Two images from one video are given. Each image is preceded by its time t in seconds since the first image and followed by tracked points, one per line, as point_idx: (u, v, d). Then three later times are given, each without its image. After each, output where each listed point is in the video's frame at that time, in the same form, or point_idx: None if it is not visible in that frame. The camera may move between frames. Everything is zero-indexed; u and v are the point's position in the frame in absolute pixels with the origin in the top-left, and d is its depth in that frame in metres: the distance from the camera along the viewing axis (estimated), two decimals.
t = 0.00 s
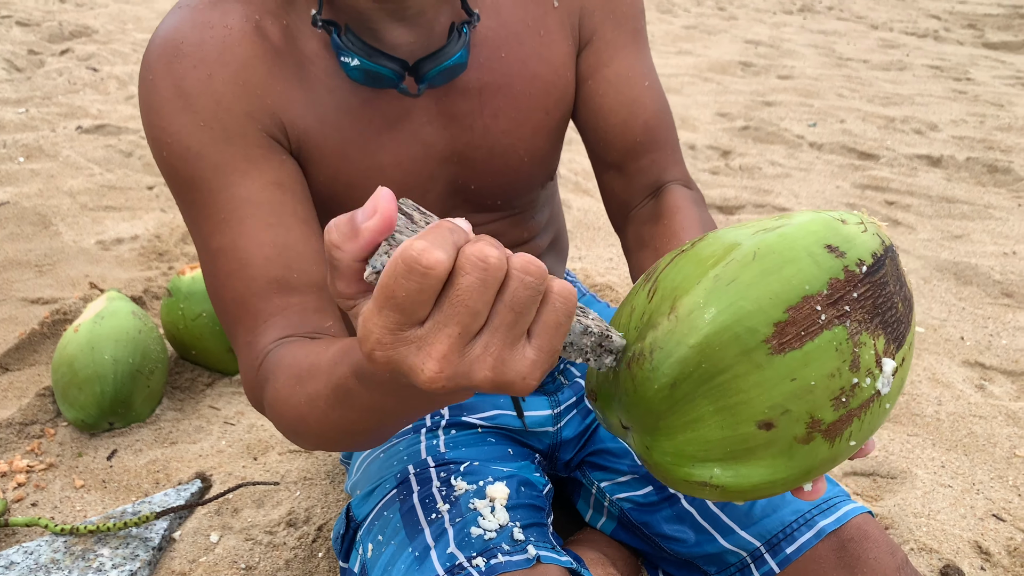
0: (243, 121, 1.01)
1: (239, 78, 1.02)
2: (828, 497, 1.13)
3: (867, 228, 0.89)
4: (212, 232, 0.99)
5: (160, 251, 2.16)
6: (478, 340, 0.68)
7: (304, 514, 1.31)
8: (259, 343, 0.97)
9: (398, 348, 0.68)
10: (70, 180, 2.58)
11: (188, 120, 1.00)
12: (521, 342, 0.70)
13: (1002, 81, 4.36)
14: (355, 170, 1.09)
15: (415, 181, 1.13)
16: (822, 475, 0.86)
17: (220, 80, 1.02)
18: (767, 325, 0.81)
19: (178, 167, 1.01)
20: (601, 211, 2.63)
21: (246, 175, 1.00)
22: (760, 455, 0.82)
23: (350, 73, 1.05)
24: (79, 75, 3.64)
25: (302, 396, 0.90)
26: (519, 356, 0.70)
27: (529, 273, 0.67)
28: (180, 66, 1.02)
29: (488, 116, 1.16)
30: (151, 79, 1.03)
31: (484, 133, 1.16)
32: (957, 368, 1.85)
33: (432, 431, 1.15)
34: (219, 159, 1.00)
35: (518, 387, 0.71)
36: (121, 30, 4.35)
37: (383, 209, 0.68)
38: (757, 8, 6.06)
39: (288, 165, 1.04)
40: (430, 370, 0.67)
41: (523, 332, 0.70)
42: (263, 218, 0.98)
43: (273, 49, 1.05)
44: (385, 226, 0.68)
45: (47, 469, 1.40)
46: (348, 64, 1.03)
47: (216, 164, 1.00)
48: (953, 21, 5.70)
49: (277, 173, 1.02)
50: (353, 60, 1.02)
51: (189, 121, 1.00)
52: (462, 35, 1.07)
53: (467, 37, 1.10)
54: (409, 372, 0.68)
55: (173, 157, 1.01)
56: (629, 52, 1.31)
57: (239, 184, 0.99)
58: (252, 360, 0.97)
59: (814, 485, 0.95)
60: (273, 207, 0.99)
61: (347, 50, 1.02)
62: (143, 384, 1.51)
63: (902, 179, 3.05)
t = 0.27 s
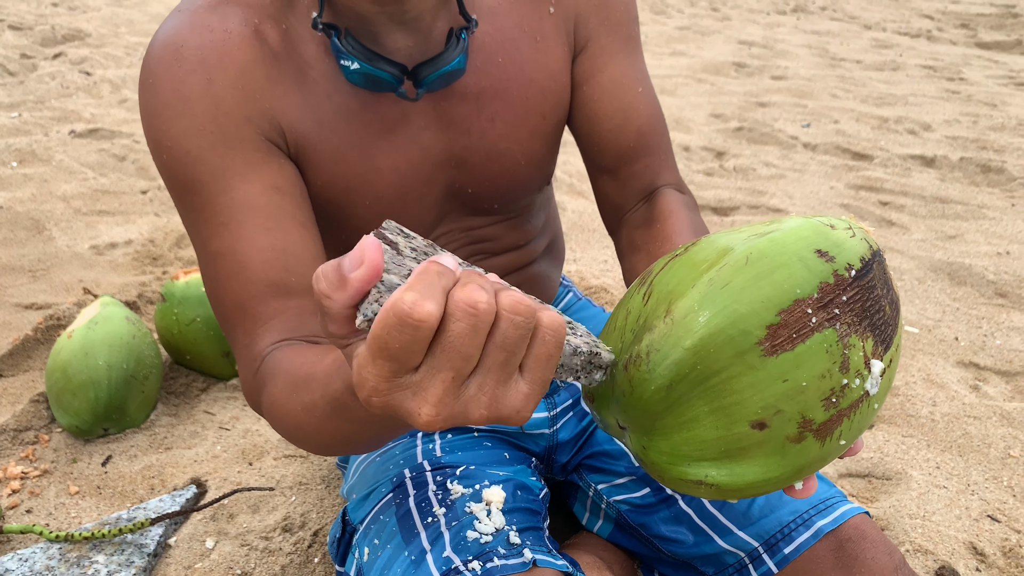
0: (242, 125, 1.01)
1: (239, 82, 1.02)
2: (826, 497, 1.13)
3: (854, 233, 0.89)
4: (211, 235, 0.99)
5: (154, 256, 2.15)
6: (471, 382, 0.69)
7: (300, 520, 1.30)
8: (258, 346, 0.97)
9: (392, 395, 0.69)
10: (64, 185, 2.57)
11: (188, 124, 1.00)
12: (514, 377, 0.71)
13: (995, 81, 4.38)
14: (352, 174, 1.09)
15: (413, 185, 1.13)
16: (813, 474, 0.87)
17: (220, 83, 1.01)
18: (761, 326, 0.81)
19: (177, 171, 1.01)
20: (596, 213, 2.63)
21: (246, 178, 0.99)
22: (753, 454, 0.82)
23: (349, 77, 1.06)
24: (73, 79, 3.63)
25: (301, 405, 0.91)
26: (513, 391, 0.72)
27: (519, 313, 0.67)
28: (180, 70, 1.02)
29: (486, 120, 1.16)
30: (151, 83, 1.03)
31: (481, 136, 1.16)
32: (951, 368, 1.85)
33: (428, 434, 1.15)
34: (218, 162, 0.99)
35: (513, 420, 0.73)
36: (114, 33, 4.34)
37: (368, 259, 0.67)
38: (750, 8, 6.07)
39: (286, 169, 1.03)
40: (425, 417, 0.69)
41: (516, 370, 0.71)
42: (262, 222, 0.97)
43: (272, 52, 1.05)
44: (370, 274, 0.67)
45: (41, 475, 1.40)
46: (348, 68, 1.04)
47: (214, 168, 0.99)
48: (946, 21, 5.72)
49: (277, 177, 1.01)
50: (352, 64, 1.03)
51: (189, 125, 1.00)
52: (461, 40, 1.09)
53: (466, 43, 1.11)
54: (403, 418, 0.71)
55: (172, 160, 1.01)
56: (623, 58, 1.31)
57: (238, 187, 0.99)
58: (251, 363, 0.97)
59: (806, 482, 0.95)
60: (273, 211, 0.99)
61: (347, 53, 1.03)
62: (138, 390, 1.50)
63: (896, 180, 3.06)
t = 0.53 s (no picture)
0: (245, 131, 1.00)
1: (239, 89, 1.01)
2: (818, 501, 1.13)
3: (865, 235, 0.89)
4: (215, 244, 0.98)
5: (144, 262, 2.14)
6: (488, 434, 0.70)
7: (290, 528, 1.29)
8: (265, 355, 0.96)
9: (413, 457, 0.71)
10: (53, 191, 2.55)
11: (190, 132, 0.99)
12: (531, 418, 0.71)
13: (986, 84, 4.40)
14: (351, 180, 1.08)
15: (411, 189, 1.12)
16: (817, 469, 0.86)
17: (221, 91, 1.00)
18: (776, 318, 0.81)
19: (179, 180, 1.00)
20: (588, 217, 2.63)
21: (249, 185, 0.98)
22: (763, 445, 0.82)
23: (348, 84, 1.05)
24: (62, 84, 3.61)
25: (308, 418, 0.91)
26: (531, 432, 0.72)
27: (529, 360, 0.65)
28: (179, 77, 1.01)
29: (483, 126, 1.16)
30: (151, 91, 1.02)
31: (477, 142, 1.16)
32: (944, 371, 1.85)
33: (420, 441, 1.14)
34: (221, 170, 0.98)
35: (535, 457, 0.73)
36: (104, 38, 4.32)
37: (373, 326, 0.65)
38: (742, 12, 6.10)
39: (289, 176, 1.02)
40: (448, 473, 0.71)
41: (531, 411, 0.70)
42: (266, 229, 0.97)
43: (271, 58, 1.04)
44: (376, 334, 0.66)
45: (29, 485, 1.38)
46: (348, 74, 1.03)
47: (218, 176, 0.98)
48: (936, 24, 5.75)
49: (281, 184, 1.00)
50: (353, 70, 1.02)
51: (191, 133, 0.99)
52: (460, 48, 1.09)
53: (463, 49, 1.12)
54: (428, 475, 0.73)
55: (174, 168, 1.00)
56: (616, 64, 1.31)
57: (242, 195, 0.98)
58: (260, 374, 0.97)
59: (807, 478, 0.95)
60: (278, 219, 0.98)
61: (347, 59, 1.02)
62: (127, 398, 1.49)
63: (887, 183, 3.07)
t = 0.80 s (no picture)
0: (237, 138, 1.00)
1: (232, 96, 1.01)
2: (801, 508, 1.14)
3: (853, 251, 0.91)
4: (205, 250, 0.98)
5: (127, 269, 2.13)
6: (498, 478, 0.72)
7: (273, 537, 1.29)
8: (255, 362, 0.96)
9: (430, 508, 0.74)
10: (35, 197, 2.54)
11: (182, 138, 0.99)
12: (536, 457, 0.73)
13: (966, 93, 4.47)
14: (340, 189, 1.09)
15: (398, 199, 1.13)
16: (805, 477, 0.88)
17: (214, 98, 1.01)
18: (768, 328, 0.82)
19: (170, 184, 1.00)
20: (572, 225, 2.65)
21: (241, 192, 0.99)
22: (752, 451, 0.83)
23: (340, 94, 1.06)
24: (45, 89, 3.59)
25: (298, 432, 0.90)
26: (537, 468, 0.74)
27: (531, 407, 0.66)
28: (172, 83, 1.01)
29: (470, 137, 1.17)
30: (143, 95, 1.01)
31: (464, 152, 1.17)
32: (924, 380, 1.88)
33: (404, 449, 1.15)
34: (212, 176, 0.99)
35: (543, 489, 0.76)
36: (88, 43, 4.30)
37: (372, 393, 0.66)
38: (726, 21, 6.16)
39: (280, 183, 1.03)
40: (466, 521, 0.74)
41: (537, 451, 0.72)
42: (258, 237, 0.97)
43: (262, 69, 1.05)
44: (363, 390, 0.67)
45: (8, 493, 1.38)
46: (338, 84, 1.04)
47: (210, 182, 0.98)
48: (918, 34, 5.83)
49: (273, 191, 1.01)
50: (343, 81, 1.03)
51: (184, 138, 0.99)
52: (450, 61, 1.09)
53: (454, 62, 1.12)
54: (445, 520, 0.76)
55: (165, 173, 0.99)
56: (602, 77, 1.32)
57: (233, 202, 0.98)
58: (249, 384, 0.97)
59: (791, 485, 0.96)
60: (270, 227, 0.98)
61: (338, 70, 1.03)
62: (109, 406, 1.48)
63: (869, 191, 3.11)
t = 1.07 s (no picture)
0: (219, 125, 1.00)
1: (214, 83, 1.01)
2: (783, 502, 1.15)
3: (828, 248, 0.91)
4: (183, 236, 0.98)
5: (113, 266, 2.12)
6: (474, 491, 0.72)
7: (257, 533, 1.29)
8: (228, 349, 0.96)
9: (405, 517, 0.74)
10: (21, 194, 2.52)
11: (163, 122, 0.99)
12: (513, 471, 0.74)
13: (953, 96, 4.51)
14: (319, 178, 1.09)
15: (380, 189, 1.13)
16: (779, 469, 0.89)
17: (197, 84, 1.00)
18: (741, 325, 0.83)
19: (151, 169, 0.99)
20: (561, 224, 2.65)
21: (221, 179, 0.99)
22: (726, 445, 0.84)
23: (320, 83, 1.06)
24: (32, 86, 3.57)
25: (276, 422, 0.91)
26: (513, 481, 0.75)
27: (512, 426, 0.66)
28: (155, 68, 1.00)
29: (451, 129, 1.17)
30: (127, 80, 1.01)
31: (446, 143, 1.17)
32: (909, 378, 1.90)
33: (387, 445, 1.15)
34: (193, 162, 0.98)
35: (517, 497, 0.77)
36: (76, 40, 4.27)
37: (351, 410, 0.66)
38: (717, 23, 6.18)
39: (259, 171, 1.03)
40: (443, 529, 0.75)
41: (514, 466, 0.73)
42: (237, 223, 0.97)
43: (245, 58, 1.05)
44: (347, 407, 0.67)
45: None
46: (318, 72, 1.05)
47: (190, 167, 0.98)
48: (907, 38, 5.88)
49: (251, 179, 1.01)
50: (322, 69, 1.04)
51: (165, 123, 0.99)
52: (431, 49, 1.09)
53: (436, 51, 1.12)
54: (422, 528, 0.78)
55: (146, 157, 0.99)
56: (587, 70, 1.33)
57: (213, 189, 0.98)
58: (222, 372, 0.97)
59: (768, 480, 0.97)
60: (248, 215, 0.98)
61: (318, 58, 1.03)
62: (93, 402, 1.48)
63: (857, 193, 3.13)
